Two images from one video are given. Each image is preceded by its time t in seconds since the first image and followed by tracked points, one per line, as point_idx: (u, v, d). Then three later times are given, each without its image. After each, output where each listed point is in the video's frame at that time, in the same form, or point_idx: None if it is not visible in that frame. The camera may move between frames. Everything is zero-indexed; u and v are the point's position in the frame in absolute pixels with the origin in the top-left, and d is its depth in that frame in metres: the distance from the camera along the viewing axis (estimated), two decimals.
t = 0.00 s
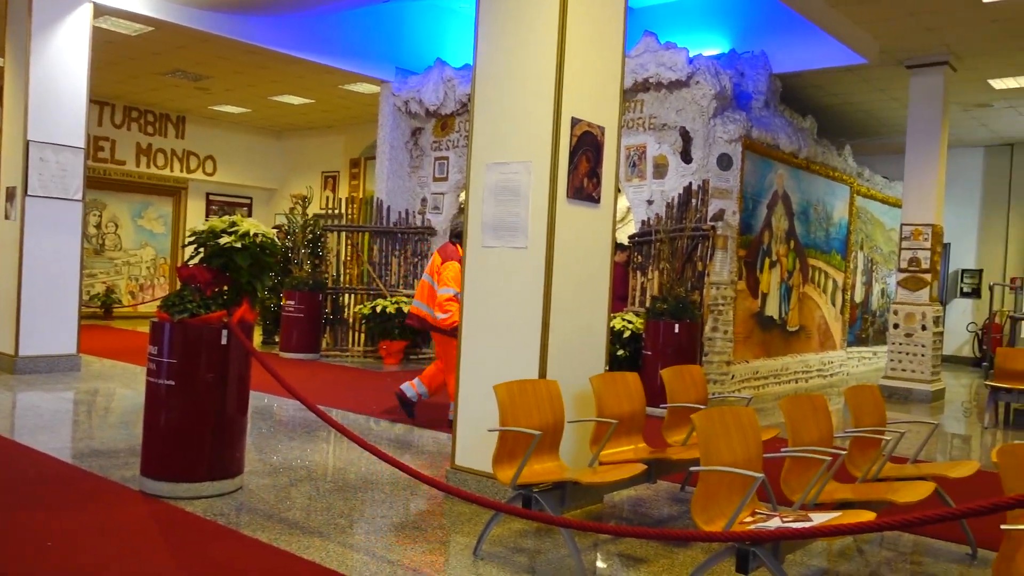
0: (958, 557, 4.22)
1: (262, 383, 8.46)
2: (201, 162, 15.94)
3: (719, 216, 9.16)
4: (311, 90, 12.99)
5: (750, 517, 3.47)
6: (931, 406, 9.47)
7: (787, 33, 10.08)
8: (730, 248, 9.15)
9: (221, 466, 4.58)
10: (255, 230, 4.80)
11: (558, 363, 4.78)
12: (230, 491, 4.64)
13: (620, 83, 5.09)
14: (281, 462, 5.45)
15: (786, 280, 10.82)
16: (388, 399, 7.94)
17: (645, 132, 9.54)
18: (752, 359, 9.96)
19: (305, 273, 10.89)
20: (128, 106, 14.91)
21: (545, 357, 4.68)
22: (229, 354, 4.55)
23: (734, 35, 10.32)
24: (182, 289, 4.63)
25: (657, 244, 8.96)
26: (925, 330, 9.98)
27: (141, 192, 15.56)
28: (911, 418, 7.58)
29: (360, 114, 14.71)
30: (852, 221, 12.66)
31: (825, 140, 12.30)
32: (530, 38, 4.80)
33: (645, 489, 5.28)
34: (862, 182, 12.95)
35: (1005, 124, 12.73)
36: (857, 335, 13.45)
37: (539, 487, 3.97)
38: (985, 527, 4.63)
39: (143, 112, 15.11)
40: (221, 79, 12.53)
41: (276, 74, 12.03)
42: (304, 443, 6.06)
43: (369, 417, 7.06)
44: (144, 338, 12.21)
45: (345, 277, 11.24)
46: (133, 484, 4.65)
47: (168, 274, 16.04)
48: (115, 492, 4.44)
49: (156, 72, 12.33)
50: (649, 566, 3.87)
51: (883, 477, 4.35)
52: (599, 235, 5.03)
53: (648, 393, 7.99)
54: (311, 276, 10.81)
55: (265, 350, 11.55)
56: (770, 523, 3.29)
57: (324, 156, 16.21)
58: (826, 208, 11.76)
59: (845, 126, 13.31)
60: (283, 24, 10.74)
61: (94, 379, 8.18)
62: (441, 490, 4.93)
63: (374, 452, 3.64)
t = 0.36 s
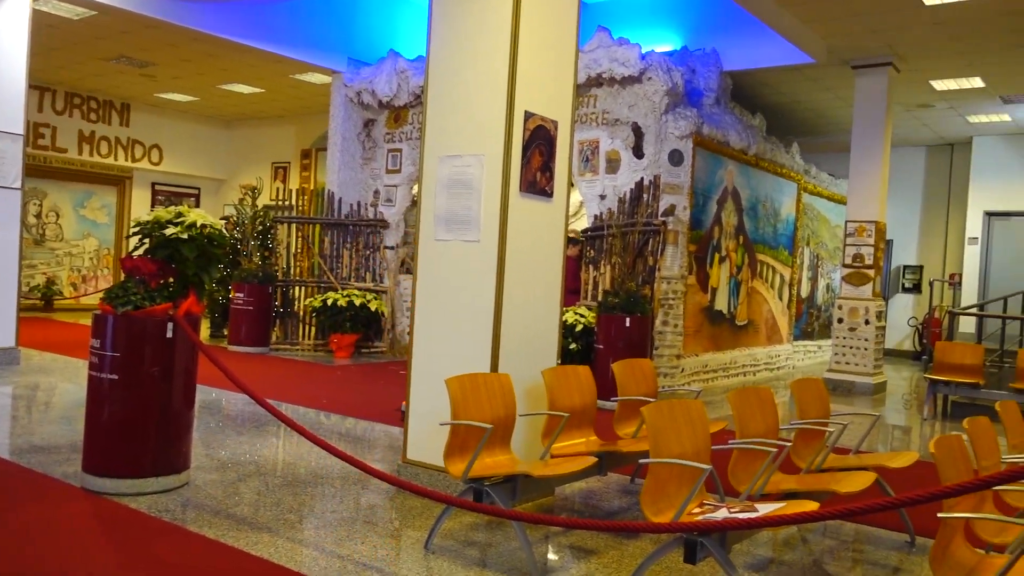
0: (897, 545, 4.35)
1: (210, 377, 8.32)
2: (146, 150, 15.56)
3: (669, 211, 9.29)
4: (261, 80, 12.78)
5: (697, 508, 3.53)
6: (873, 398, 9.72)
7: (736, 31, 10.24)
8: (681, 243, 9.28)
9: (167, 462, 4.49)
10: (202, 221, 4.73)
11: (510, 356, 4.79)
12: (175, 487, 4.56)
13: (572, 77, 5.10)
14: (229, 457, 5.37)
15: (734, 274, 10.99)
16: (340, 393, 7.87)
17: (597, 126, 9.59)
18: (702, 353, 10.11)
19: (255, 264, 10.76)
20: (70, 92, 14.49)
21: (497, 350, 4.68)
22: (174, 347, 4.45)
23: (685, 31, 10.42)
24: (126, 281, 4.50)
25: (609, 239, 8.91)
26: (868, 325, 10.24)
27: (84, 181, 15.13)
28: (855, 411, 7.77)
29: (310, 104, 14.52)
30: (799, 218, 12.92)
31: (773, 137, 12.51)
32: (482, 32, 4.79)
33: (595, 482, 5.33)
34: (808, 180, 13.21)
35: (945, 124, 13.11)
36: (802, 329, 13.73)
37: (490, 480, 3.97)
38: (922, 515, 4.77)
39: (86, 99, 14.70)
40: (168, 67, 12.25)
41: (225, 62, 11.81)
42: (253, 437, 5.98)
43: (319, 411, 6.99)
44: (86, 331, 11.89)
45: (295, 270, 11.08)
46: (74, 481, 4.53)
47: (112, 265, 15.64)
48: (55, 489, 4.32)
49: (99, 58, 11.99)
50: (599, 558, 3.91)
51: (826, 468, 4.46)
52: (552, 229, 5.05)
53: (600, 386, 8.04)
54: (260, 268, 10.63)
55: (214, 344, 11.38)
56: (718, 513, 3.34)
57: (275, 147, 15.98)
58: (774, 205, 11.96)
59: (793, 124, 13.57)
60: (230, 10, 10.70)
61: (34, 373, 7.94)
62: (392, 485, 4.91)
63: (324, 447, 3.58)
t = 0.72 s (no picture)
0: (853, 537, 4.43)
1: (168, 373, 8.16)
2: (102, 142, 15.23)
3: (632, 207, 9.26)
4: (221, 71, 12.59)
5: (659, 502, 3.56)
6: (830, 393, 9.89)
7: (700, 30, 10.33)
8: (644, 240, 9.26)
9: (124, 459, 4.40)
10: (159, 214, 4.66)
11: (473, 352, 4.78)
12: (132, 485, 4.47)
13: (537, 73, 5.10)
14: (187, 453, 5.29)
15: (696, 271, 11.11)
16: (302, 388, 7.80)
17: (561, 123, 9.62)
18: (664, 348, 10.21)
19: (214, 259, 10.45)
20: (23, 81, 14.14)
21: (460, 345, 4.67)
22: (131, 343, 4.37)
23: (650, 30, 10.52)
24: (80, 275, 4.44)
25: (572, 235, 8.95)
26: (825, 321, 10.42)
27: (38, 172, 14.76)
28: (813, 405, 7.90)
29: (271, 97, 14.34)
30: (759, 215, 13.08)
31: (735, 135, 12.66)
32: (447, 26, 4.77)
33: (558, 476, 5.35)
34: (769, 177, 13.40)
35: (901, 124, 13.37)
36: (762, 325, 13.91)
37: (453, 476, 3.96)
38: (877, 507, 4.86)
39: (39, 88, 14.35)
40: (124, 56, 12.01)
41: (184, 53, 11.60)
42: (213, 433, 5.90)
43: (280, 407, 6.93)
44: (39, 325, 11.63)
45: (256, 263, 10.95)
46: (26, 480, 4.42)
47: (67, 259, 15.29)
48: (6, 488, 4.21)
49: (52, 46, 11.71)
50: (562, 552, 3.92)
51: (785, 462, 4.53)
52: (516, 225, 5.04)
53: (562, 382, 8.08)
54: (220, 262, 10.50)
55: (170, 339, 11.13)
56: (679, 507, 3.37)
57: (235, 139, 15.76)
58: (735, 202, 12.09)
59: (753, 122, 13.73)
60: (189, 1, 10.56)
61: None
62: (354, 481, 4.88)
63: (286, 444, 3.51)
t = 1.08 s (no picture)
0: (817, 529, 4.50)
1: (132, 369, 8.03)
2: (63, 135, 14.91)
3: (600, 204, 9.23)
4: (185, 64, 12.43)
5: (627, 496, 3.58)
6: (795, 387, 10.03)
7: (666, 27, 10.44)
8: (611, 236, 9.28)
9: (88, 457, 4.33)
10: (122, 209, 4.58)
11: (443, 348, 4.77)
12: (96, 483, 4.41)
13: (507, 69, 5.09)
14: (153, 451, 5.22)
15: (664, 267, 11.19)
16: (270, 385, 7.73)
17: (530, 119, 9.62)
18: (632, 344, 10.27)
19: (178, 255, 10.37)
20: None
21: (430, 341, 4.66)
22: (94, 340, 4.29)
23: (619, 28, 10.58)
24: (43, 270, 4.32)
25: (542, 232, 9.20)
26: (791, 316, 10.55)
27: None
28: (778, 399, 8.01)
29: (237, 90, 14.18)
30: (726, 211, 13.20)
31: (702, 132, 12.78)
32: (417, 20, 4.75)
33: (527, 472, 5.36)
34: (736, 174, 13.54)
35: (865, 123, 13.58)
36: (729, 320, 14.05)
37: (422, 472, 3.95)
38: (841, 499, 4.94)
39: None
40: (86, 48, 11.80)
41: (147, 45, 11.44)
42: (179, 431, 5.83)
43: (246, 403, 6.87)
44: None
45: (222, 259, 10.90)
46: None
47: (27, 255, 14.91)
48: None
49: (11, 37, 11.46)
50: (531, 547, 3.93)
51: (751, 455, 4.58)
52: (485, 221, 5.03)
53: (532, 377, 8.09)
54: (185, 258, 10.34)
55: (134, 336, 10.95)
56: (648, 501, 3.40)
57: (200, 133, 15.55)
58: (702, 199, 12.20)
59: (720, 119, 13.86)
60: None
61: None
62: (323, 477, 4.85)
63: (255, 442, 3.49)
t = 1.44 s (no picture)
0: (784, 522, 4.57)
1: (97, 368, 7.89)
2: (24, 129, 14.48)
3: (570, 201, 9.27)
4: (150, 58, 12.25)
5: (598, 492, 3.60)
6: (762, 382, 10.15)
7: (635, 24, 10.52)
8: (581, 233, 9.32)
9: (50, 458, 4.25)
10: (86, 205, 4.48)
11: (413, 345, 4.75)
12: (59, 484, 4.32)
13: (477, 66, 5.08)
14: (118, 451, 5.15)
15: (634, 264, 11.25)
16: (239, 384, 7.65)
17: (500, 115, 9.61)
18: (602, 340, 10.32)
19: (144, 252, 10.26)
20: None
21: (400, 338, 4.64)
22: (57, 338, 4.22)
23: (588, 25, 10.62)
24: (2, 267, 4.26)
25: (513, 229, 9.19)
26: (758, 312, 10.66)
27: None
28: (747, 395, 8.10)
29: (204, 85, 14.01)
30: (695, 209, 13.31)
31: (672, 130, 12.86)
32: (387, 15, 4.71)
33: (497, 468, 5.37)
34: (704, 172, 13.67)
35: (830, 121, 13.78)
36: (698, 317, 14.18)
37: (393, 470, 3.92)
38: (807, 492, 5.01)
39: None
40: (48, 41, 11.58)
41: (111, 39, 11.25)
42: (145, 430, 5.77)
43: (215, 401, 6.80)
44: None
45: (188, 256, 10.72)
46: None
47: None
48: None
49: None
50: (502, 544, 3.94)
51: (720, 450, 4.63)
52: (455, 217, 5.02)
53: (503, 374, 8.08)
54: (151, 255, 10.19)
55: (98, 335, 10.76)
56: (618, 496, 3.42)
57: (165, 129, 15.33)
58: (671, 196, 12.29)
59: (689, 117, 13.97)
60: None
61: None
62: (292, 476, 4.82)
63: (224, 441, 3.44)
